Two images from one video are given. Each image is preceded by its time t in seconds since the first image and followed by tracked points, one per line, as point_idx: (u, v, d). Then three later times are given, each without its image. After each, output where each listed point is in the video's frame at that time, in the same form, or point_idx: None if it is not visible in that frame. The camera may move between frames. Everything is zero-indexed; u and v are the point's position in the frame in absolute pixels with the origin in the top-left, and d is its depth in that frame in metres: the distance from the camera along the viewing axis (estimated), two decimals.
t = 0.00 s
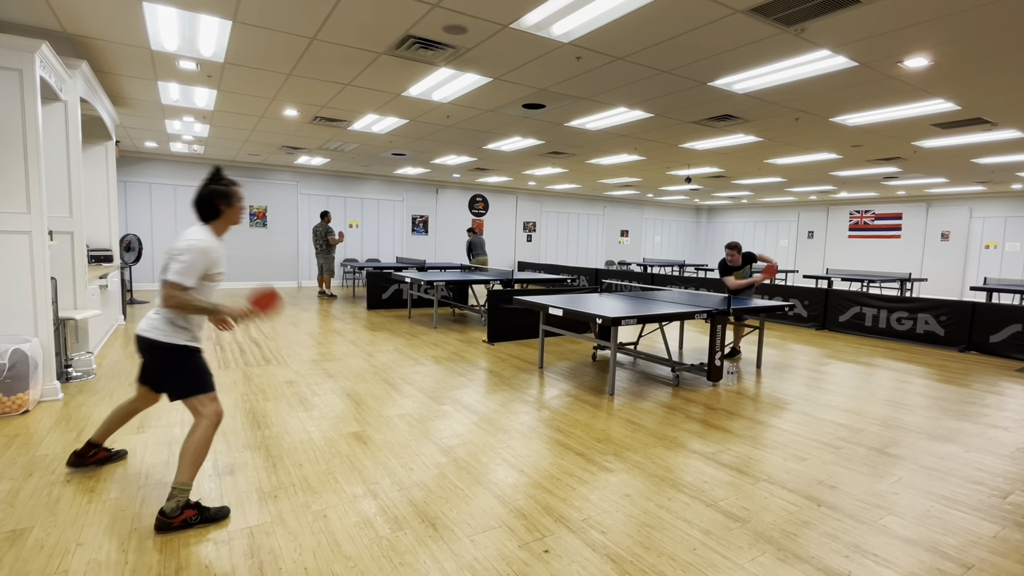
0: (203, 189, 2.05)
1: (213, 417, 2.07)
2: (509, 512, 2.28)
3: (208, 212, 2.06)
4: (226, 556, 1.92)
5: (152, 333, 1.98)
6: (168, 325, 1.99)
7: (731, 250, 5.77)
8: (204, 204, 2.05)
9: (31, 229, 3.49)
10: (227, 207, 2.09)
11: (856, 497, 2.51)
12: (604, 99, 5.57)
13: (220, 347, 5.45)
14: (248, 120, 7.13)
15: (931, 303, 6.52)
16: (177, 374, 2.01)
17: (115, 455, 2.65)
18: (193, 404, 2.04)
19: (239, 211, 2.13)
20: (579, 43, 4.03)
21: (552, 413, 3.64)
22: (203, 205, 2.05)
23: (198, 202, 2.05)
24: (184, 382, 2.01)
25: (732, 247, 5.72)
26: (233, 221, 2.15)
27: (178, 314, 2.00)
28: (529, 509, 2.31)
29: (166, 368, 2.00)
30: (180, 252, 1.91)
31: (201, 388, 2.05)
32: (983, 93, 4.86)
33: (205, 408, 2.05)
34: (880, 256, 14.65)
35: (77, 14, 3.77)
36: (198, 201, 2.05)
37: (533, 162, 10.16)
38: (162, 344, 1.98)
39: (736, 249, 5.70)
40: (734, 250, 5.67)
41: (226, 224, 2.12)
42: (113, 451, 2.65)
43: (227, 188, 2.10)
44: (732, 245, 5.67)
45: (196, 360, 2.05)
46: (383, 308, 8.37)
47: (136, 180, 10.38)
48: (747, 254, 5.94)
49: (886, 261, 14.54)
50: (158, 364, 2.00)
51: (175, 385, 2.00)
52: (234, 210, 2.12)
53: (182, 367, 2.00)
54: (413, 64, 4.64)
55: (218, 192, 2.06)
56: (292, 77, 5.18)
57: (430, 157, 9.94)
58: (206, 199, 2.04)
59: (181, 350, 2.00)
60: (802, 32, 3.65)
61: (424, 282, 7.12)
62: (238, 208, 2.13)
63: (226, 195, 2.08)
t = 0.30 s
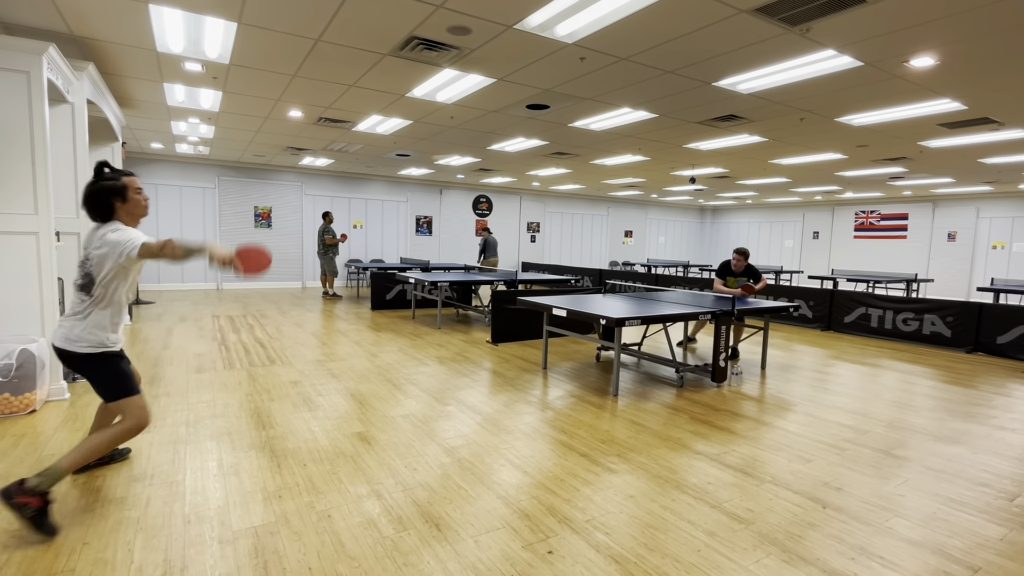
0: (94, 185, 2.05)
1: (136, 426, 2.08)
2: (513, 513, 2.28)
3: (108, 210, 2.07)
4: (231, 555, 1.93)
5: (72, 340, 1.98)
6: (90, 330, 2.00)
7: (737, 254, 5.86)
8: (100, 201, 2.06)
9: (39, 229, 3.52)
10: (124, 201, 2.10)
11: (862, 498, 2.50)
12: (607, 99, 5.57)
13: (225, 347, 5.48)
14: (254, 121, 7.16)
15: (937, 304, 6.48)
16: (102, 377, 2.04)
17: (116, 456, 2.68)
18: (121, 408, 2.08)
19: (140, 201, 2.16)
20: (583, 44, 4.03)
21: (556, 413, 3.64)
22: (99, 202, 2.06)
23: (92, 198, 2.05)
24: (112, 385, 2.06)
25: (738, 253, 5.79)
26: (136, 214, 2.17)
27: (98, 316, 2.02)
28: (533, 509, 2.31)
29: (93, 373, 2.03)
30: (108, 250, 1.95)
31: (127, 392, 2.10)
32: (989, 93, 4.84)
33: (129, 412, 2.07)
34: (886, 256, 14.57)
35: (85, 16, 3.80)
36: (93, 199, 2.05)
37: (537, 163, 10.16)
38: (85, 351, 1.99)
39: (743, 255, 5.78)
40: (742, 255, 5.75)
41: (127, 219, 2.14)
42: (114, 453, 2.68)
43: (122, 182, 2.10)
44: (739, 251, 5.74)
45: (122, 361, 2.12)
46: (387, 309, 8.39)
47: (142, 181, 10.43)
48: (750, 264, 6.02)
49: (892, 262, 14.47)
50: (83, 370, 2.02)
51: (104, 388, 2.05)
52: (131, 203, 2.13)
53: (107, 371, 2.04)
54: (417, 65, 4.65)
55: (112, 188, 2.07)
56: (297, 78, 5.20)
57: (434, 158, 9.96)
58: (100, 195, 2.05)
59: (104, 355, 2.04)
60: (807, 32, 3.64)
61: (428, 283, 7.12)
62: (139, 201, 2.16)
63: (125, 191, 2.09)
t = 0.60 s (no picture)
0: (67, 164, 2.00)
1: (67, 437, 1.99)
2: (521, 515, 2.28)
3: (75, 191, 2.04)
4: (242, 555, 1.95)
5: (32, 335, 1.91)
6: (50, 326, 1.93)
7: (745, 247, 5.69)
8: (71, 182, 2.02)
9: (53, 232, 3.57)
10: (93, 181, 2.07)
11: (873, 503, 2.47)
12: (615, 101, 5.57)
13: (235, 348, 5.54)
14: (264, 124, 7.24)
15: (950, 306, 6.40)
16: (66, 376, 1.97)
17: (113, 453, 2.66)
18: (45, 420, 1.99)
19: (110, 182, 2.13)
20: (591, 46, 4.03)
21: (564, 415, 3.64)
22: (72, 183, 2.02)
23: (65, 180, 2.01)
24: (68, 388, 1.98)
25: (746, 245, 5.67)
26: (106, 196, 2.14)
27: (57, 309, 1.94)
28: (540, 511, 2.31)
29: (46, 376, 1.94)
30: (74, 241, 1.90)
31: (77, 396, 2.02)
32: (1003, 93, 4.78)
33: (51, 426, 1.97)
34: (898, 258, 14.41)
35: (99, 22, 3.86)
36: (61, 179, 2.01)
37: (545, 165, 10.16)
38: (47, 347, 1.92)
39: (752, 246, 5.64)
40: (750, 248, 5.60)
41: (95, 201, 2.11)
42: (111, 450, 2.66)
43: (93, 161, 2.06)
44: (747, 244, 5.61)
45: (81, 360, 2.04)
46: (396, 310, 8.42)
47: (154, 184, 10.55)
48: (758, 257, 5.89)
49: (904, 264, 14.30)
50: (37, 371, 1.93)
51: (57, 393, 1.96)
52: (100, 185, 2.10)
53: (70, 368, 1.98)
54: (426, 67, 4.67)
55: (81, 166, 2.03)
56: (306, 82, 5.25)
57: (442, 161, 9.99)
58: (73, 177, 2.02)
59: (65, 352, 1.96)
60: (817, 33, 3.61)
61: (436, 285, 7.14)
62: (109, 183, 2.13)
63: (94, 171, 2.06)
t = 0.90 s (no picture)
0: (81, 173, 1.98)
1: (109, 429, 1.98)
2: (527, 516, 2.28)
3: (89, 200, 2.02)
4: (251, 554, 1.96)
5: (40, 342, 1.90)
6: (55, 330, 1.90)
7: (755, 240, 5.71)
8: (83, 193, 1.99)
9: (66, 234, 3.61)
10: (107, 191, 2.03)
11: (883, 506, 2.45)
12: (622, 102, 5.56)
13: (244, 349, 5.57)
14: (272, 127, 7.29)
15: (961, 308, 6.34)
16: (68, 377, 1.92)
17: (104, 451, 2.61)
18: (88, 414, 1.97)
19: (123, 193, 2.08)
20: (598, 47, 4.03)
21: (571, 417, 3.64)
22: (85, 194, 2.00)
23: (75, 189, 1.97)
24: (82, 389, 1.94)
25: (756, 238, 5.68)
26: (119, 208, 2.10)
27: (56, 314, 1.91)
28: (547, 513, 2.31)
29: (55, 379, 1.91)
30: (65, 240, 1.84)
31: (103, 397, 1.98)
32: (1016, 92, 4.72)
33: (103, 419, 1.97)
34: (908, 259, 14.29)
35: (111, 26, 3.91)
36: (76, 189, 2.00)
37: (551, 166, 10.17)
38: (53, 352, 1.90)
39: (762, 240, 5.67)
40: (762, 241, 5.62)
41: (109, 212, 2.07)
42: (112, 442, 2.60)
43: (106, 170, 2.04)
44: (759, 236, 5.61)
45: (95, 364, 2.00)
46: (403, 311, 8.45)
47: (165, 186, 10.66)
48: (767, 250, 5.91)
49: (914, 265, 14.17)
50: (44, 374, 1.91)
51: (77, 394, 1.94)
52: (115, 196, 2.07)
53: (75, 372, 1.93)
54: (432, 69, 4.69)
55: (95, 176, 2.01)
56: (314, 84, 5.29)
57: (449, 162, 10.02)
58: (85, 187, 1.98)
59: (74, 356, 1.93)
60: (826, 32, 3.59)
61: (443, 286, 7.16)
62: (122, 193, 2.08)
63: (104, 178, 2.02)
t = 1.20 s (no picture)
0: (159, 198, 2.15)
1: (181, 409, 2.15)
2: (530, 517, 2.28)
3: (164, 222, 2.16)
4: (253, 554, 1.96)
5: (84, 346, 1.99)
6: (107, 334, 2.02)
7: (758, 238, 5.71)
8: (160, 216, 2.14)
9: (70, 234, 3.62)
10: (182, 216, 2.18)
11: (886, 507, 2.44)
12: (624, 102, 5.56)
13: (247, 349, 5.59)
14: (275, 127, 7.30)
15: (964, 308, 6.31)
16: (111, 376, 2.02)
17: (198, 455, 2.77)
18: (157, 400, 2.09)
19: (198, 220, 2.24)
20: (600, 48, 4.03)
21: (573, 417, 3.64)
22: (161, 216, 2.14)
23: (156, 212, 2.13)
24: (135, 386, 2.04)
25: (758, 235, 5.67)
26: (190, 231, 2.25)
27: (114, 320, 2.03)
28: (550, 513, 2.31)
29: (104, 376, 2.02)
30: (132, 254, 1.95)
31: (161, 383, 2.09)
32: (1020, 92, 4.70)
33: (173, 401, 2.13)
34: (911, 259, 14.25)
35: (114, 27, 3.92)
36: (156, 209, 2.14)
37: (554, 166, 10.17)
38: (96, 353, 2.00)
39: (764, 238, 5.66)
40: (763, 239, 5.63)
41: (182, 234, 2.22)
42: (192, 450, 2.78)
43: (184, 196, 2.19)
44: (759, 233, 5.61)
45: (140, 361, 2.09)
46: (405, 312, 8.46)
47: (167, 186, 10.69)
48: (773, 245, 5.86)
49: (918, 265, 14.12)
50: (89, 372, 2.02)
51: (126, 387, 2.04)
52: (191, 221, 2.22)
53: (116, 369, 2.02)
54: (435, 70, 4.69)
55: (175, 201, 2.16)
56: (316, 85, 5.30)
57: (451, 163, 10.04)
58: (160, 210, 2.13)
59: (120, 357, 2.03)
60: (828, 32, 3.58)
61: (445, 287, 7.16)
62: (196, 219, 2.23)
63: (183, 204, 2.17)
